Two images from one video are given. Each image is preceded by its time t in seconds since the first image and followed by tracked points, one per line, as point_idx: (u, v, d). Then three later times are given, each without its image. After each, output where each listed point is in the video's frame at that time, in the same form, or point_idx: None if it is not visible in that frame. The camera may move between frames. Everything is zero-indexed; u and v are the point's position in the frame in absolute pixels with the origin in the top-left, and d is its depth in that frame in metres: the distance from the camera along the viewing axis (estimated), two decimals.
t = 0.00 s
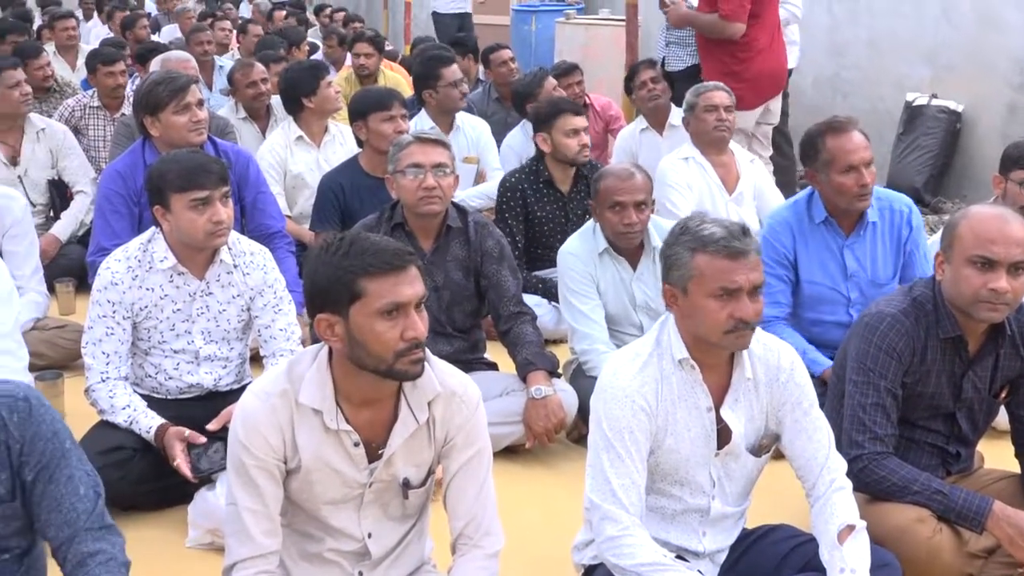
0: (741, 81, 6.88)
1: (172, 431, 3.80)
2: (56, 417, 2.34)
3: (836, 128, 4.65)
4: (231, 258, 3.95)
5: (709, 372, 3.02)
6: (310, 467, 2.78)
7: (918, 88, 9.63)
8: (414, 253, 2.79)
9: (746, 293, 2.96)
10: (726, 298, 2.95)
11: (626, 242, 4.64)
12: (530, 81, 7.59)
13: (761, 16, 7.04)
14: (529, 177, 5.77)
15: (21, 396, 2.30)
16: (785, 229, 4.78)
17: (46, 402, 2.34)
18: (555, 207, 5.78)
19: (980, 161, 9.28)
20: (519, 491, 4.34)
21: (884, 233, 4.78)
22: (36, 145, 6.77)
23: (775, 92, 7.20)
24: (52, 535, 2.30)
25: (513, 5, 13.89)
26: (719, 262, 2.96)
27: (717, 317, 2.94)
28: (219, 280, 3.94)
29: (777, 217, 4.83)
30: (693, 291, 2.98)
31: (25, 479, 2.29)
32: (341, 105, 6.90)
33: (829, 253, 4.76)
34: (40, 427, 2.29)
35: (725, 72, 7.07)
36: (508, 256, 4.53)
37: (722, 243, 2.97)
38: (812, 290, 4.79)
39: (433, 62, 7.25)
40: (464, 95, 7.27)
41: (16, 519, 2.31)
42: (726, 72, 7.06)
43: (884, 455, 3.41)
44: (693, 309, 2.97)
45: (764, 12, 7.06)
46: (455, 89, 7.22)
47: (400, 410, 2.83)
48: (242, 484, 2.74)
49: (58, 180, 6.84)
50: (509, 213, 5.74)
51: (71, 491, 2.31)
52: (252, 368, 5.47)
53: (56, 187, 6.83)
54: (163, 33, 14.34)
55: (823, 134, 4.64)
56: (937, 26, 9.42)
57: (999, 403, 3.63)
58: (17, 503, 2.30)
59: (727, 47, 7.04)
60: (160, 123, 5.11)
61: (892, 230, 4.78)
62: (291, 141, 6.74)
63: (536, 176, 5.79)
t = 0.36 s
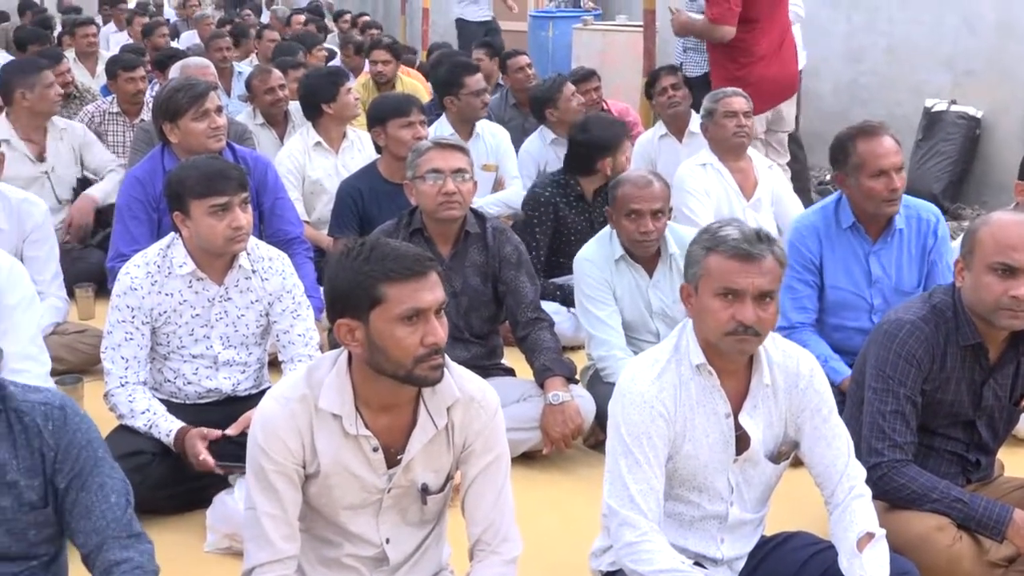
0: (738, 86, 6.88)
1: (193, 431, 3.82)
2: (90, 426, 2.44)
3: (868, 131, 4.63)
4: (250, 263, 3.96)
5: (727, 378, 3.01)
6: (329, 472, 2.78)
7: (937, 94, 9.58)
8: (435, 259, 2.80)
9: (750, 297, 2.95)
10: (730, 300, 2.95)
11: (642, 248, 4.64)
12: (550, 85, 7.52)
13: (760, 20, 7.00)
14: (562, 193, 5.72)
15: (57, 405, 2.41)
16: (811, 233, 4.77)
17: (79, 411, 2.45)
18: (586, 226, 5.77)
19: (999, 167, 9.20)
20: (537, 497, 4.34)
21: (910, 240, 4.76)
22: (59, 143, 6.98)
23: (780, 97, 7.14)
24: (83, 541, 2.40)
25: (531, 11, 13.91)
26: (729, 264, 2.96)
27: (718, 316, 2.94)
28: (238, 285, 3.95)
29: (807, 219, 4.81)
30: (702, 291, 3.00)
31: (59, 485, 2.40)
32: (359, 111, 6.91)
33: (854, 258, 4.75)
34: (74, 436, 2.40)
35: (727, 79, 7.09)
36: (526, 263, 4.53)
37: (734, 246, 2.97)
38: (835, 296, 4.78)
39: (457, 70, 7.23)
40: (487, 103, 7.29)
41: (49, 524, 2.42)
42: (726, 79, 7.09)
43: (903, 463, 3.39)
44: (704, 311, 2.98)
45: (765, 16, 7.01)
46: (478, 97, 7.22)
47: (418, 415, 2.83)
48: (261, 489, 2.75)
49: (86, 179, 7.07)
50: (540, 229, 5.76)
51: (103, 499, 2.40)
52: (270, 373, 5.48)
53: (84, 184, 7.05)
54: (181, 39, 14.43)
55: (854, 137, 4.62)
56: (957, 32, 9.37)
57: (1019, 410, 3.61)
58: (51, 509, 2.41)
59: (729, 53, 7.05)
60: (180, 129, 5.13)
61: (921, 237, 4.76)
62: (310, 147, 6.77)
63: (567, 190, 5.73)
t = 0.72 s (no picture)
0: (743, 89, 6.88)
1: (204, 436, 3.81)
2: (103, 430, 2.49)
3: (884, 132, 4.62)
4: (265, 263, 3.97)
5: (742, 382, 3.00)
6: (343, 473, 2.78)
7: (954, 98, 9.53)
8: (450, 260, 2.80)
9: (766, 301, 2.94)
10: (746, 304, 2.94)
11: (657, 250, 4.63)
12: (567, 87, 7.49)
13: (766, 23, 6.98)
14: (594, 200, 5.70)
15: (70, 409, 2.46)
16: (827, 237, 4.75)
17: (93, 415, 2.50)
18: (611, 228, 5.79)
19: (1016, 172, 9.15)
20: (552, 500, 4.33)
21: (927, 241, 4.73)
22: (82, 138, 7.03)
23: (789, 99, 7.10)
24: (95, 546, 2.46)
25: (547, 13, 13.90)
26: (745, 267, 2.95)
27: (734, 320, 2.93)
28: (253, 286, 3.96)
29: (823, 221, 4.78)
30: (717, 295, 2.99)
31: (71, 490, 2.45)
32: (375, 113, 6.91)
33: (870, 261, 4.73)
34: (87, 440, 2.45)
35: (736, 83, 7.10)
36: (541, 265, 4.53)
37: (749, 249, 2.96)
38: (850, 299, 4.76)
39: (479, 72, 7.17)
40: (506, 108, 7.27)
41: (60, 528, 2.49)
42: (735, 82, 7.09)
43: (919, 469, 3.37)
44: (720, 315, 2.97)
45: (771, 18, 6.99)
46: (498, 101, 7.20)
47: (433, 417, 2.83)
48: (275, 489, 2.75)
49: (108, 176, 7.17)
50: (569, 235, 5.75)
51: (115, 503, 2.46)
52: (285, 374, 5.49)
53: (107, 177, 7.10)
54: (198, 41, 14.48)
55: (869, 139, 4.61)
56: (975, 36, 9.31)
57: None
58: (63, 513, 2.47)
59: (737, 57, 7.06)
60: (195, 131, 5.14)
61: (938, 238, 4.74)
62: (325, 149, 6.79)
63: (597, 195, 5.70)
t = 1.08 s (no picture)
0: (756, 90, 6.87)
1: (217, 435, 3.82)
2: (118, 429, 2.51)
3: (894, 137, 4.62)
4: (280, 262, 3.98)
5: (756, 384, 3.00)
6: (355, 473, 2.79)
7: (968, 100, 9.49)
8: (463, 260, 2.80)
9: (780, 304, 2.93)
10: (760, 306, 2.94)
11: (670, 252, 4.63)
12: (579, 88, 7.49)
13: (779, 25, 6.98)
14: (607, 200, 5.72)
15: (86, 407, 2.48)
16: (836, 238, 4.75)
17: (108, 414, 2.52)
18: (623, 228, 5.81)
19: None
20: (564, 500, 4.33)
21: (937, 241, 4.72)
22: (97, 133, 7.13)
23: (801, 101, 7.09)
24: (109, 544, 2.47)
25: (560, 14, 13.91)
26: (759, 270, 2.95)
27: (748, 322, 2.93)
28: (267, 284, 3.97)
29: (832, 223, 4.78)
30: (732, 297, 2.99)
31: (86, 488, 2.47)
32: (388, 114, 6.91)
33: (880, 262, 4.72)
34: (102, 438, 2.47)
35: (748, 84, 7.08)
36: (554, 266, 4.53)
37: (764, 252, 2.96)
38: (861, 300, 4.75)
39: (494, 72, 7.19)
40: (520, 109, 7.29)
41: (76, 525, 2.50)
42: (747, 84, 7.08)
43: (932, 472, 3.36)
44: (734, 318, 2.96)
45: (784, 20, 6.98)
46: (512, 102, 7.22)
47: (446, 417, 2.83)
48: (288, 488, 2.76)
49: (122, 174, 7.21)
50: (581, 236, 5.76)
51: (129, 501, 2.47)
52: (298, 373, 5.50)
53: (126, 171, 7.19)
54: (212, 41, 14.53)
55: (878, 143, 4.60)
56: (990, 39, 9.28)
57: None
58: (78, 511, 2.49)
59: (750, 58, 7.05)
60: (210, 130, 5.15)
61: (947, 238, 4.72)
62: (338, 149, 6.80)
63: (610, 194, 5.72)
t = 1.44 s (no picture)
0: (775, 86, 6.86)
1: (236, 428, 3.83)
2: (143, 422, 2.52)
3: (908, 135, 4.59)
4: (298, 257, 3.99)
5: (774, 381, 2.99)
6: (373, 467, 2.79)
7: (989, 96, 9.45)
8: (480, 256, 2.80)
9: (800, 300, 2.92)
10: (779, 303, 2.93)
11: (688, 247, 4.61)
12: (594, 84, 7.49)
13: (800, 20, 6.95)
14: (623, 193, 5.72)
15: (111, 399, 2.50)
16: (853, 238, 4.72)
17: (133, 406, 2.53)
18: (639, 223, 5.78)
19: None
20: (582, 496, 4.33)
21: (956, 241, 4.71)
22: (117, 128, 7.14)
23: (820, 97, 7.06)
24: (131, 536, 2.48)
25: (578, 9, 13.90)
26: (779, 266, 2.94)
27: (767, 319, 2.92)
28: (286, 279, 3.98)
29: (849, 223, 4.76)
30: (751, 293, 2.98)
31: (110, 480, 2.48)
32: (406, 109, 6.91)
33: (898, 262, 4.70)
34: (127, 430, 2.48)
35: (767, 79, 7.06)
36: (572, 261, 4.53)
37: (783, 248, 2.95)
38: (879, 300, 4.73)
39: (510, 69, 7.12)
40: (536, 104, 7.25)
41: (100, 516, 2.52)
42: (766, 79, 7.07)
43: (952, 469, 3.36)
44: (753, 314, 2.95)
45: (804, 16, 6.96)
46: (527, 98, 7.17)
47: (463, 413, 2.83)
48: (306, 482, 2.76)
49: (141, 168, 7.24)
50: (598, 230, 5.74)
51: (151, 494, 2.48)
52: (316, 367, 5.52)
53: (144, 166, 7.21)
54: (230, 35, 14.57)
55: (894, 143, 4.58)
56: (1011, 34, 9.23)
57: None
58: (102, 502, 2.50)
59: (769, 53, 7.03)
60: (229, 125, 5.17)
61: (965, 237, 4.71)
62: (356, 144, 6.80)
63: (626, 187, 5.73)
